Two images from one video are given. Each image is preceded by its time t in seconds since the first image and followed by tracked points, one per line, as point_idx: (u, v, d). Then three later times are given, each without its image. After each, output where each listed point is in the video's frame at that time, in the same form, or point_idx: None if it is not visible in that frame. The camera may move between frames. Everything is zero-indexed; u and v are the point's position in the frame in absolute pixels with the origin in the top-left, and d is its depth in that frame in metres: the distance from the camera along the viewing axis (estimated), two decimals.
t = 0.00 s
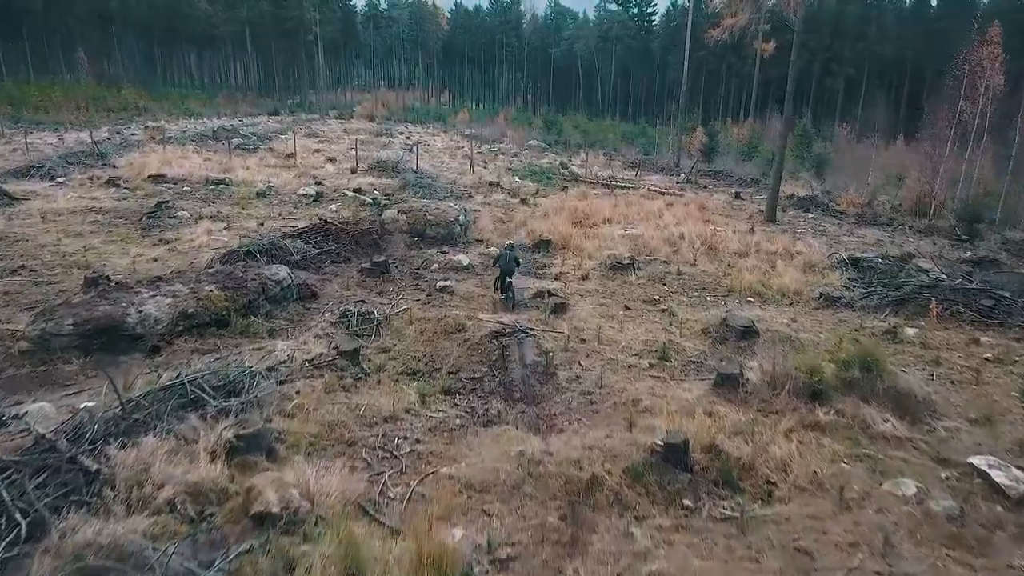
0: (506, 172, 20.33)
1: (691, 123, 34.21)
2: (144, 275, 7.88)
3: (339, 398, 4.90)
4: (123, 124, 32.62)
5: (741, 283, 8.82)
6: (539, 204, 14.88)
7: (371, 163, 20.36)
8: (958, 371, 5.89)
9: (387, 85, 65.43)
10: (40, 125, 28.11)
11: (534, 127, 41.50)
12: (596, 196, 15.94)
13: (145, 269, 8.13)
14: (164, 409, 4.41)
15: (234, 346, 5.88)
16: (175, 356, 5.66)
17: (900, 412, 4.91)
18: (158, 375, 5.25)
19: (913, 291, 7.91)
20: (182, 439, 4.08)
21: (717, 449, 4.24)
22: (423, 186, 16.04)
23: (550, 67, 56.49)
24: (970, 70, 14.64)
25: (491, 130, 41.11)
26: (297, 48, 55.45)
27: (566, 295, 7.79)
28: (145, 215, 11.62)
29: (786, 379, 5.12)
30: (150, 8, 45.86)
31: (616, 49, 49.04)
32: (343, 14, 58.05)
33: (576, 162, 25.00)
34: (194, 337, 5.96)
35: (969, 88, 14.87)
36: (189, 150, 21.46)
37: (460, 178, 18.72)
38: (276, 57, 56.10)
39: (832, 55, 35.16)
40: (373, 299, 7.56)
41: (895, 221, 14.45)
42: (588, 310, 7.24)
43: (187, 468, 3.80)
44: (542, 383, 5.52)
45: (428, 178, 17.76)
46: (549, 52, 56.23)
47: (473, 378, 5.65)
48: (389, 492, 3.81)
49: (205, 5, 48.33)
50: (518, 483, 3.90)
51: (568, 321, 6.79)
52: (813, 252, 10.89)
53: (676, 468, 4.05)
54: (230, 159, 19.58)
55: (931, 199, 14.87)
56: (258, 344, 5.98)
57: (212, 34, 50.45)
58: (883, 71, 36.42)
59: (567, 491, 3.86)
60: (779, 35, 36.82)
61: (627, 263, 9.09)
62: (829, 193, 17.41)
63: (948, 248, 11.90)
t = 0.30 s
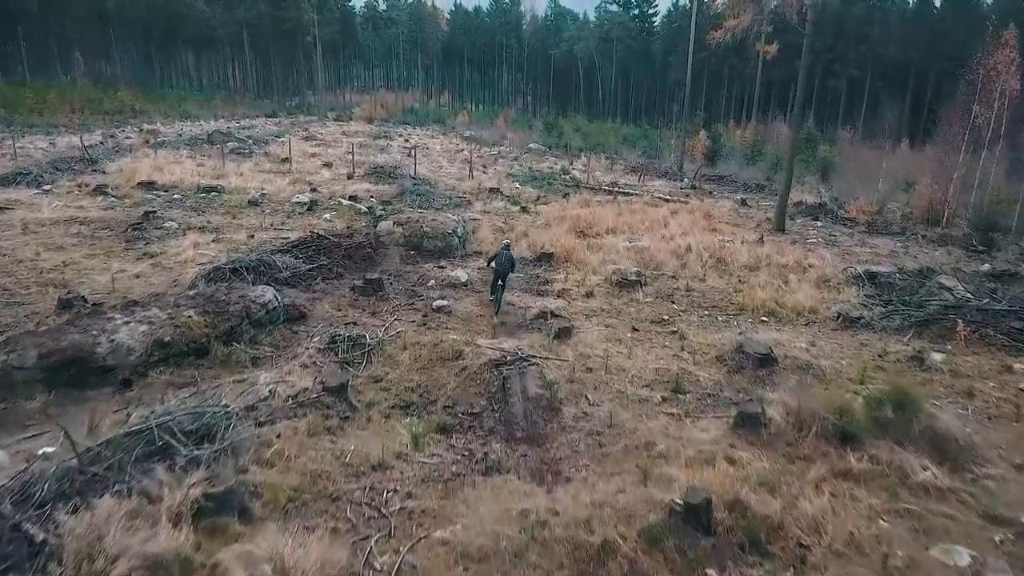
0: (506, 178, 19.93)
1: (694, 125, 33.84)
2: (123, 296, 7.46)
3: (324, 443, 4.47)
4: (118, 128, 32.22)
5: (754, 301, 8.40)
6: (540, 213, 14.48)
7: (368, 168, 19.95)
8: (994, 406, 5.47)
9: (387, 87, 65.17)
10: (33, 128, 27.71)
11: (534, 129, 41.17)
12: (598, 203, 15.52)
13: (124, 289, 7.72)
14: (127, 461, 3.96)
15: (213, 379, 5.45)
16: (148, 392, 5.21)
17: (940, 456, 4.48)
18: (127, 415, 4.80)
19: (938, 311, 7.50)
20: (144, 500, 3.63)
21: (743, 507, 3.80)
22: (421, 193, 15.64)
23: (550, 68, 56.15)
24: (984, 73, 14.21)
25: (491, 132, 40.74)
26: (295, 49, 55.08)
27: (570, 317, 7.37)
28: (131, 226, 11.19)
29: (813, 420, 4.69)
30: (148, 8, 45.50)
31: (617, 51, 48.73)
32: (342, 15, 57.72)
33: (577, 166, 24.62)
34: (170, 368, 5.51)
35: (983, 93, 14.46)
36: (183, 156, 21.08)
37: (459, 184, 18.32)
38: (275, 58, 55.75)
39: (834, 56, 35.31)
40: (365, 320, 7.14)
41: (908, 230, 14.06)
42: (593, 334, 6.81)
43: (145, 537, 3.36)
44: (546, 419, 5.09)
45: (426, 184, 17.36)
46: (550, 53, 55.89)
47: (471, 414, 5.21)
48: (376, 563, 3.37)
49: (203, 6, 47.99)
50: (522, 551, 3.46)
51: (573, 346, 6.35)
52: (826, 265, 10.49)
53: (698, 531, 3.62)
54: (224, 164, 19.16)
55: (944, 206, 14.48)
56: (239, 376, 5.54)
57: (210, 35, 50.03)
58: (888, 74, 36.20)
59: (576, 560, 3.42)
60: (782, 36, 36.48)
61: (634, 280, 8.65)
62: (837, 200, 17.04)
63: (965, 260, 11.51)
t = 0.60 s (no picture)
0: (506, 185, 19.39)
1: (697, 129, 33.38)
2: (93, 323, 6.92)
3: (301, 514, 3.92)
4: (111, 132, 31.70)
5: (772, 326, 7.84)
6: (541, 224, 13.94)
7: (364, 174, 19.45)
8: None
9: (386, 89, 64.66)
10: (24, 132, 27.18)
11: (534, 132, 40.67)
12: (601, 214, 14.98)
13: (95, 316, 7.18)
14: (68, 543, 3.43)
15: (180, 429, 4.90)
16: (107, 444, 4.65)
17: (1004, 526, 3.93)
18: (78, 477, 4.25)
19: (973, 340, 6.97)
20: None
21: None
22: (418, 203, 15.14)
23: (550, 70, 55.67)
24: (1004, 79, 13.68)
25: (490, 135, 40.25)
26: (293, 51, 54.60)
27: (576, 346, 6.82)
28: (111, 240, 10.65)
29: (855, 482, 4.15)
30: (144, 9, 45.02)
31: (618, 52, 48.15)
32: (340, 16, 57.20)
33: (578, 171, 24.10)
34: (134, 414, 4.96)
35: (1002, 98, 13.93)
36: (174, 162, 20.54)
37: (458, 192, 17.81)
38: (273, 60, 55.23)
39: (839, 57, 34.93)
40: (354, 351, 6.59)
41: (924, 241, 13.55)
42: (602, 367, 6.27)
43: None
44: (551, 475, 4.54)
45: (423, 192, 16.82)
46: (549, 55, 55.37)
47: (468, 468, 4.65)
48: None
49: (201, 6, 47.49)
50: None
51: (580, 384, 5.80)
52: (845, 283, 9.95)
53: None
54: (216, 170, 18.64)
55: (961, 216, 13.99)
56: (211, 423, 4.99)
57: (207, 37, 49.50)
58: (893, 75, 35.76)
59: None
60: (786, 38, 35.96)
61: (643, 302, 8.11)
62: (848, 209, 16.51)
63: (988, 275, 11.01)
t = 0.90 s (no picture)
0: (506, 192, 18.88)
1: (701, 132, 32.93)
2: (60, 353, 6.40)
3: None
4: (104, 135, 31.20)
5: (791, 353, 7.31)
6: (542, 236, 13.42)
7: (360, 180, 18.95)
8: None
9: (385, 91, 64.15)
10: (15, 136, 26.67)
11: (535, 135, 40.16)
12: (606, 223, 14.44)
13: (63, 345, 6.66)
14: None
15: (141, 487, 4.37)
16: (56, 506, 4.13)
17: None
18: (17, 550, 3.72)
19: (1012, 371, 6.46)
20: None
21: None
22: (416, 212, 14.65)
23: (551, 71, 55.16)
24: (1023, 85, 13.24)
25: (490, 138, 39.79)
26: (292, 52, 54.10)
27: (582, 379, 6.30)
28: (90, 255, 10.14)
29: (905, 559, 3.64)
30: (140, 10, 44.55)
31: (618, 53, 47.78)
32: (338, 16, 56.68)
33: (580, 176, 23.62)
34: (90, 469, 4.43)
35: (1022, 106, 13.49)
36: (165, 168, 20.02)
37: (457, 199, 17.32)
38: (270, 61, 54.74)
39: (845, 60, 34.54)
40: (342, 386, 6.07)
41: (941, 253, 13.08)
42: (612, 405, 5.75)
43: None
44: (556, 542, 4.03)
45: (420, 200, 16.30)
46: (550, 55, 54.86)
47: (464, 531, 4.12)
48: None
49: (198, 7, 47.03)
50: None
51: (588, 427, 5.28)
52: (864, 302, 9.43)
53: None
54: (208, 177, 18.14)
55: (980, 225, 13.64)
56: (177, 479, 4.46)
57: (204, 38, 48.99)
58: (897, 75, 35.41)
59: None
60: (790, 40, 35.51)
61: (652, 327, 7.58)
62: (860, 218, 16.06)
63: (1012, 292, 10.53)
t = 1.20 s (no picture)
0: (506, 201, 18.27)
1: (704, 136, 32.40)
2: (11, 400, 5.77)
3: None
4: (96, 139, 30.63)
5: (819, 393, 6.67)
6: (543, 251, 12.79)
7: (355, 189, 18.35)
8: None
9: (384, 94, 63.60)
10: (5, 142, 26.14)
11: (535, 139, 39.60)
12: (610, 237, 13.82)
13: (17, 388, 6.03)
14: None
15: None
16: None
17: None
18: None
19: None
20: None
21: None
22: (412, 225, 14.04)
23: (551, 72, 54.59)
24: None
25: (490, 141, 39.24)
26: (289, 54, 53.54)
27: (592, 431, 5.65)
28: (63, 277, 9.52)
29: None
30: (135, 11, 44.01)
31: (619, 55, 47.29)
32: (337, 18, 56.13)
33: (582, 183, 23.05)
34: (20, 560, 3.79)
35: None
36: (154, 176, 19.42)
37: (456, 209, 16.71)
38: (268, 63, 54.18)
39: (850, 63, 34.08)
40: (323, 440, 5.42)
41: (964, 269, 12.47)
42: (626, 465, 5.11)
43: None
44: None
45: (417, 211, 15.69)
46: (550, 57, 54.32)
47: None
48: None
49: (194, 8, 46.48)
50: None
51: (600, 496, 4.64)
52: (890, 328, 8.79)
53: None
54: (198, 186, 17.54)
55: (1003, 238, 13.04)
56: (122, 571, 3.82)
57: (200, 40, 48.43)
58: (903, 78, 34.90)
59: None
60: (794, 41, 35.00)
61: (666, 363, 6.93)
62: (876, 231, 15.45)
63: None
